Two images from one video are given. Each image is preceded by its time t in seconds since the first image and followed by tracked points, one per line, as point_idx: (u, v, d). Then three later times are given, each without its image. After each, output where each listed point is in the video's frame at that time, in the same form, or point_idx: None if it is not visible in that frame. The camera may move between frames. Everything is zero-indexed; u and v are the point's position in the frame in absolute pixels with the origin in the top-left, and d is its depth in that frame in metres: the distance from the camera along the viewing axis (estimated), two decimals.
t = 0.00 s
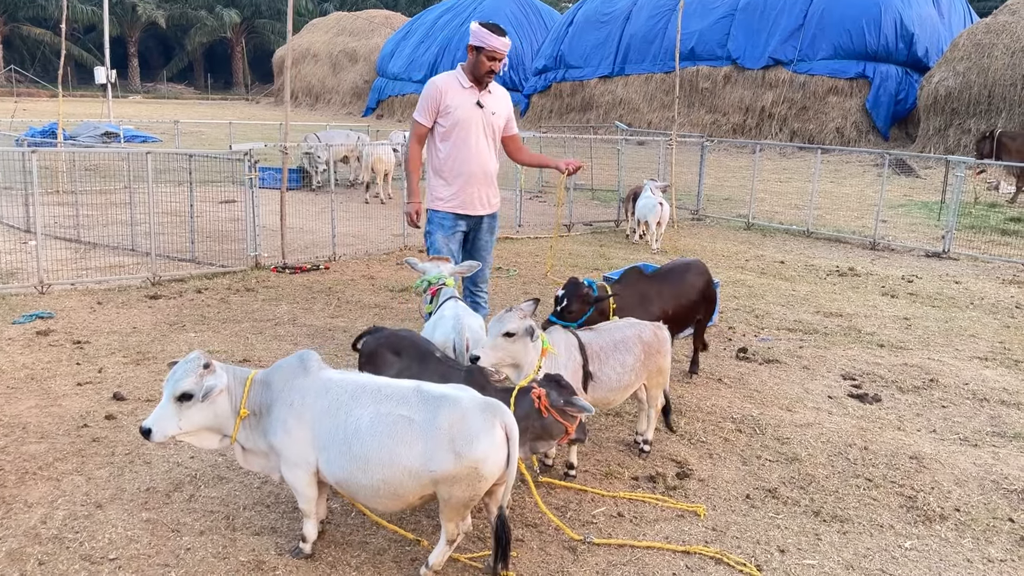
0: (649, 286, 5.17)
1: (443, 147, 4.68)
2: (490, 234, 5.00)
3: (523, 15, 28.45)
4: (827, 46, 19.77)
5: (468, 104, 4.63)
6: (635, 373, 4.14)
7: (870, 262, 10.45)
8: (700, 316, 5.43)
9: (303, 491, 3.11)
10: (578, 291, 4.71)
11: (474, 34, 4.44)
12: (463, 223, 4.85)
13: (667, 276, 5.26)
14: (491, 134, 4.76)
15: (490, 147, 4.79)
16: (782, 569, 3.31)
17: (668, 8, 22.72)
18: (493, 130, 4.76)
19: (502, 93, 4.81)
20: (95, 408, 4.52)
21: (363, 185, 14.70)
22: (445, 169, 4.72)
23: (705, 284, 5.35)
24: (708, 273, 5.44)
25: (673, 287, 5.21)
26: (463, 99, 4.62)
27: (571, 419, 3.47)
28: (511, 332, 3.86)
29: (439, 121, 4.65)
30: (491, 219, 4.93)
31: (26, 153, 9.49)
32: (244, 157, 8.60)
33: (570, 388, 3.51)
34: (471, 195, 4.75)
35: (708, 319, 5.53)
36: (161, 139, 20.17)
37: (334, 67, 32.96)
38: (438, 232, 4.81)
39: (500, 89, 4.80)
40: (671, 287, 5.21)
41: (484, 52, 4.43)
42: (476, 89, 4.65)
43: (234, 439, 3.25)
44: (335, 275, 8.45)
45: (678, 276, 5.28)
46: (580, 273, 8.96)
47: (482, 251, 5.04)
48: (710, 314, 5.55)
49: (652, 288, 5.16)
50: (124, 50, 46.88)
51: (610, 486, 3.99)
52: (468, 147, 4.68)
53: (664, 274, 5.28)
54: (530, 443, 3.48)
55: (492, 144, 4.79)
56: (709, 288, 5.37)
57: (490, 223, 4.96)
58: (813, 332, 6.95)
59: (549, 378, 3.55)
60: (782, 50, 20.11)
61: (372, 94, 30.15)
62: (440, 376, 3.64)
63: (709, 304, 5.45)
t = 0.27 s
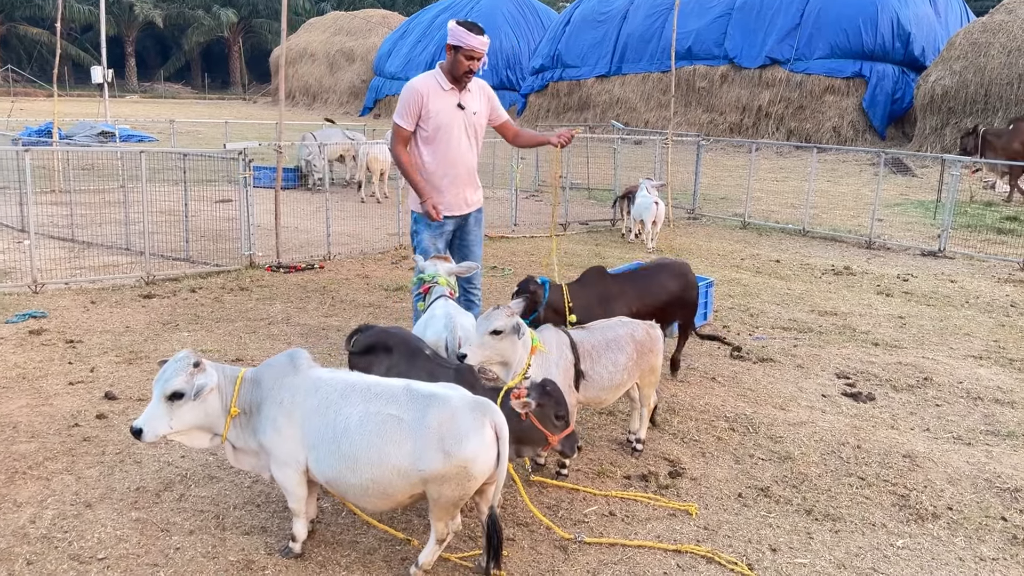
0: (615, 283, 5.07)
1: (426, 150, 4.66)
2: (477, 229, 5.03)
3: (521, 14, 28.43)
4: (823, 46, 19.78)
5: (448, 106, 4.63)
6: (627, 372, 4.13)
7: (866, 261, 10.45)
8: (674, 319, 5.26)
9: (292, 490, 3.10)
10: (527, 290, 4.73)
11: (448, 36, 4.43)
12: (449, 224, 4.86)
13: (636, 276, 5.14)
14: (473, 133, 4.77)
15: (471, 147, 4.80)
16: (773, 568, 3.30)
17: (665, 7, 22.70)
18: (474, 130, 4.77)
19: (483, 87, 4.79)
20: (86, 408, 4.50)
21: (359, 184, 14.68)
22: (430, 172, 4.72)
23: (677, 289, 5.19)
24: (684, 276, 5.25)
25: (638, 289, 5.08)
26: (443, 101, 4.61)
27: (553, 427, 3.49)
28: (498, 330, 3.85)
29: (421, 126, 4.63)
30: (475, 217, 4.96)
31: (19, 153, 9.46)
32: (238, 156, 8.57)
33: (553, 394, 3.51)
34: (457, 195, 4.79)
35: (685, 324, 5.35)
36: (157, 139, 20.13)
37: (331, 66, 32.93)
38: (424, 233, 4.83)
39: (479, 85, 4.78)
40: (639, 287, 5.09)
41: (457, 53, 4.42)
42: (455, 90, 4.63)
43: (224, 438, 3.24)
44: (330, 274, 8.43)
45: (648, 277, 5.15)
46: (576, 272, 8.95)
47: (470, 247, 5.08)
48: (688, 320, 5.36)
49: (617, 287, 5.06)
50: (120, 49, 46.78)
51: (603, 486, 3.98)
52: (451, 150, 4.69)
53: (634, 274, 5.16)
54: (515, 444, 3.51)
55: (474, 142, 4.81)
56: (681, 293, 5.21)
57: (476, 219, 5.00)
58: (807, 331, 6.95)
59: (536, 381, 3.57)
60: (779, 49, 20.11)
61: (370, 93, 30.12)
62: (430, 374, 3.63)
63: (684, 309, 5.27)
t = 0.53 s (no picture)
0: (580, 281, 5.08)
1: (431, 158, 4.69)
2: (473, 225, 5.06)
3: (520, 14, 28.41)
4: (822, 46, 19.78)
5: (445, 109, 4.64)
6: (623, 373, 4.13)
7: (864, 261, 10.45)
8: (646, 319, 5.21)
9: (286, 491, 3.09)
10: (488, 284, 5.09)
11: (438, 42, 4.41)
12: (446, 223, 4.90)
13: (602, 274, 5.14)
14: (468, 134, 4.80)
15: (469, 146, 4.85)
16: (768, 570, 3.30)
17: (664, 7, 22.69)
18: (470, 130, 4.81)
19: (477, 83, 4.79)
20: (80, 409, 4.49)
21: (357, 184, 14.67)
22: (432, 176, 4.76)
23: (646, 290, 5.13)
24: (656, 277, 5.15)
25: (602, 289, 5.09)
26: (440, 105, 4.61)
27: (534, 433, 3.52)
28: (490, 329, 3.87)
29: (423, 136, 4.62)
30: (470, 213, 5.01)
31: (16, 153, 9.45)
32: (235, 156, 8.56)
33: (536, 399, 3.53)
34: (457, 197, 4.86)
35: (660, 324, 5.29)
36: (156, 138, 20.11)
37: (330, 66, 32.92)
38: (420, 233, 4.84)
39: (470, 83, 4.77)
40: (603, 287, 5.10)
41: (447, 59, 4.41)
42: (450, 93, 4.63)
43: (218, 439, 3.23)
44: (327, 274, 8.43)
45: (614, 277, 5.12)
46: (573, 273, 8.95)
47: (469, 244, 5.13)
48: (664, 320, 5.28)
49: (583, 285, 5.07)
50: (119, 49, 46.75)
51: (598, 486, 3.97)
52: (452, 153, 4.74)
53: (602, 272, 5.15)
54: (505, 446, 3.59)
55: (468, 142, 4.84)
56: (650, 295, 5.13)
57: (470, 216, 5.03)
58: (804, 331, 6.94)
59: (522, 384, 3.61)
60: (777, 50, 20.11)
61: (369, 93, 30.12)
62: (422, 374, 3.62)
63: (657, 309, 5.19)
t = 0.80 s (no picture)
0: (558, 279, 5.06)
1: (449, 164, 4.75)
2: (477, 227, 5.09)
3: (520, 14, 28.40)
4: (822, 46, 19.78)
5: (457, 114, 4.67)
6: (622, 373, 4.12)
7: (864, 261, 10.44)
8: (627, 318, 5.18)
9: (283, 492, 3.09)
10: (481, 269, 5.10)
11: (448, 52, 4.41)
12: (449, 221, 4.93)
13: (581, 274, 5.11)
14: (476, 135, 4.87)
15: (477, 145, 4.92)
16: (766, 571, 3.29)
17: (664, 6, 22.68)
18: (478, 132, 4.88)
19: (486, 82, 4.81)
20: (79, 409, 4.49)
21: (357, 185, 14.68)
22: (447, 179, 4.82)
23: (626, 292, 5.09)
24: (639, 279, 5.09)
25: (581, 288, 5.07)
26: (452, 114, 4.64)
27: (524, 435, 3.48)
28: (487, 328, 3.84)
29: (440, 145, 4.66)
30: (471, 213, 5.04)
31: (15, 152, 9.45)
32: (234, 156, 8.56)
33: (527, 401, 3.51)
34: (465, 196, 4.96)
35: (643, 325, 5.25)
36: (156, 138, 20.10)
37: (330, 66, 32.93)
38: (423, 229, 4.86)
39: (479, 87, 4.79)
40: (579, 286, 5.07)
41: (456, 68, 4.42)
42: (461, 99, 4.66)
43: (216, 439, 3.23)
44: (327, 274, 8.43)
45: (593, 277, 5.10)
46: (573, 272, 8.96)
47: (471, 243, 5.14)
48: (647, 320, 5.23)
49: (561, 282, 5.05)
50: (120, 49, 46.78)
51: (596, 486, 3.97)
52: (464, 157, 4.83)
53: (581, 271, 5.12)
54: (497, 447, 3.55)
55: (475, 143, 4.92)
56: (630, 296, 5.09)
57: (473, 217, 5.07)
58: (803, 331, 6.94)
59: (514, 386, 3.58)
60: (778, 49, 20.10)
61: (369, 93, 30.12)
62: (422, 374, 3.63)
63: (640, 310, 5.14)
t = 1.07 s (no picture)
0: (538, 272, 5.17)
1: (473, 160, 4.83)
2: (483, 218, 5.22)
3: (521, 13, 28.39)
4: (824, 45, 19.77)
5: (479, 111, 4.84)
6: (622, 373, 4.11)
7: (865, 261, 10.42)
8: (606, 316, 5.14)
9: (282, 491, 3.08)
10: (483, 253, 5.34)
11: (476, 51, 4.59)
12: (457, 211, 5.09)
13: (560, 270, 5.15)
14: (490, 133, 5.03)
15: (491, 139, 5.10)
16: (766, 571, 3.29)
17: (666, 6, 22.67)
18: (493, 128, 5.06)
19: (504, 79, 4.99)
20: (78, 408, 4.48)
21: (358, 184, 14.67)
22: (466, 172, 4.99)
23: (600, 288, 5.06)
24: (614, 275, 5.05)
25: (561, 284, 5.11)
26: (474, 111, 4.79)
27: (523, 431, 3.47)
28: (486, 328, 3.85)
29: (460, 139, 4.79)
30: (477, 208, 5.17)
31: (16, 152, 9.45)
32: (235, 155, 8.55)
33: (525, 398, 3.50)
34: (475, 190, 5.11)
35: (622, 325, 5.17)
36: (157, 137, 20.10)
37: (331, 66, 32.93)
38: (430, 216, 4.98)
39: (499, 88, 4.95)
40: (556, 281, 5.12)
41: (482, 67, 4.59)
42: (483, 98, 4.82)
43: (215, 438, 3.22)
44: (327, 273, 8.42)
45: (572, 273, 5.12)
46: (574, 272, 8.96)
47: (475, 233, 5.27)
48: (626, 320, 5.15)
49: (541, 276, 5.15)
50: (122, 49, 46.80)
51: (596, 486, 3.97)
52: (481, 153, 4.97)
53: (562, 266, 5.19)
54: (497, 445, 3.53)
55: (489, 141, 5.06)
56: (605, 291, 5.06)
57: (481, 210, 5.19)
58: (804, 331, 6.93)
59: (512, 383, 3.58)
60: (779, 49, 20.08)
61: (370, 92, 30.11)
62: (422, 373, 3.63)
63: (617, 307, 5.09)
